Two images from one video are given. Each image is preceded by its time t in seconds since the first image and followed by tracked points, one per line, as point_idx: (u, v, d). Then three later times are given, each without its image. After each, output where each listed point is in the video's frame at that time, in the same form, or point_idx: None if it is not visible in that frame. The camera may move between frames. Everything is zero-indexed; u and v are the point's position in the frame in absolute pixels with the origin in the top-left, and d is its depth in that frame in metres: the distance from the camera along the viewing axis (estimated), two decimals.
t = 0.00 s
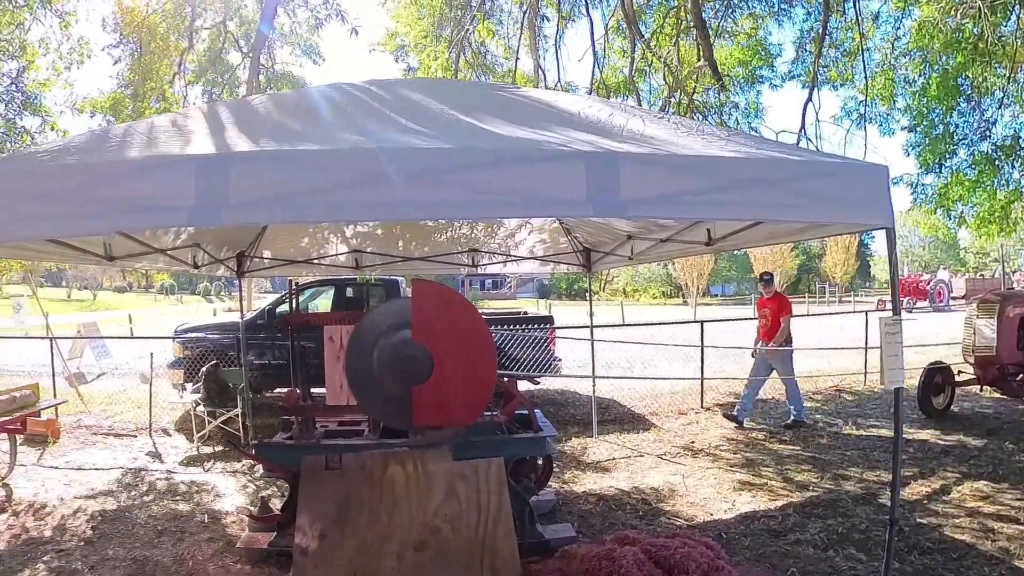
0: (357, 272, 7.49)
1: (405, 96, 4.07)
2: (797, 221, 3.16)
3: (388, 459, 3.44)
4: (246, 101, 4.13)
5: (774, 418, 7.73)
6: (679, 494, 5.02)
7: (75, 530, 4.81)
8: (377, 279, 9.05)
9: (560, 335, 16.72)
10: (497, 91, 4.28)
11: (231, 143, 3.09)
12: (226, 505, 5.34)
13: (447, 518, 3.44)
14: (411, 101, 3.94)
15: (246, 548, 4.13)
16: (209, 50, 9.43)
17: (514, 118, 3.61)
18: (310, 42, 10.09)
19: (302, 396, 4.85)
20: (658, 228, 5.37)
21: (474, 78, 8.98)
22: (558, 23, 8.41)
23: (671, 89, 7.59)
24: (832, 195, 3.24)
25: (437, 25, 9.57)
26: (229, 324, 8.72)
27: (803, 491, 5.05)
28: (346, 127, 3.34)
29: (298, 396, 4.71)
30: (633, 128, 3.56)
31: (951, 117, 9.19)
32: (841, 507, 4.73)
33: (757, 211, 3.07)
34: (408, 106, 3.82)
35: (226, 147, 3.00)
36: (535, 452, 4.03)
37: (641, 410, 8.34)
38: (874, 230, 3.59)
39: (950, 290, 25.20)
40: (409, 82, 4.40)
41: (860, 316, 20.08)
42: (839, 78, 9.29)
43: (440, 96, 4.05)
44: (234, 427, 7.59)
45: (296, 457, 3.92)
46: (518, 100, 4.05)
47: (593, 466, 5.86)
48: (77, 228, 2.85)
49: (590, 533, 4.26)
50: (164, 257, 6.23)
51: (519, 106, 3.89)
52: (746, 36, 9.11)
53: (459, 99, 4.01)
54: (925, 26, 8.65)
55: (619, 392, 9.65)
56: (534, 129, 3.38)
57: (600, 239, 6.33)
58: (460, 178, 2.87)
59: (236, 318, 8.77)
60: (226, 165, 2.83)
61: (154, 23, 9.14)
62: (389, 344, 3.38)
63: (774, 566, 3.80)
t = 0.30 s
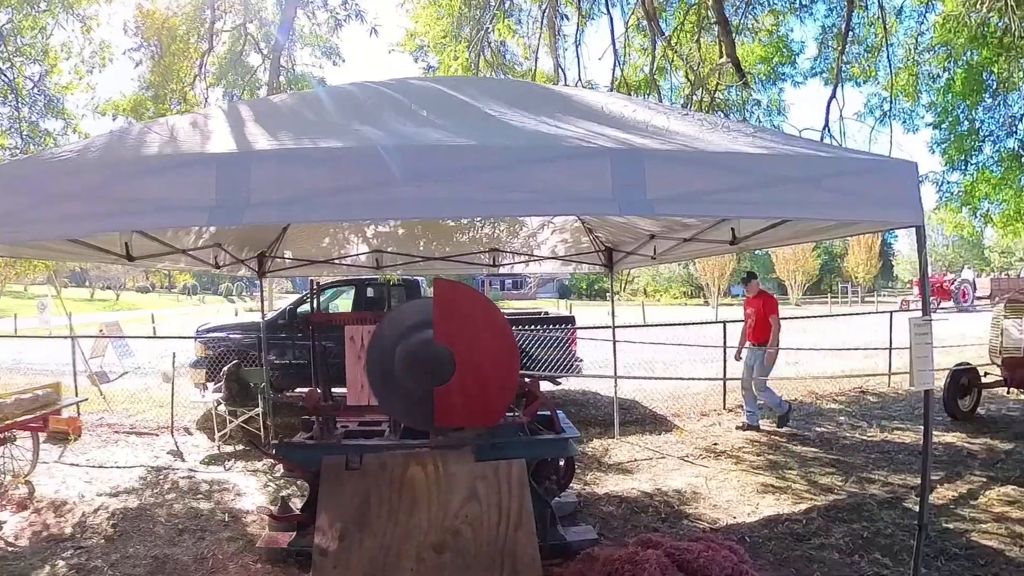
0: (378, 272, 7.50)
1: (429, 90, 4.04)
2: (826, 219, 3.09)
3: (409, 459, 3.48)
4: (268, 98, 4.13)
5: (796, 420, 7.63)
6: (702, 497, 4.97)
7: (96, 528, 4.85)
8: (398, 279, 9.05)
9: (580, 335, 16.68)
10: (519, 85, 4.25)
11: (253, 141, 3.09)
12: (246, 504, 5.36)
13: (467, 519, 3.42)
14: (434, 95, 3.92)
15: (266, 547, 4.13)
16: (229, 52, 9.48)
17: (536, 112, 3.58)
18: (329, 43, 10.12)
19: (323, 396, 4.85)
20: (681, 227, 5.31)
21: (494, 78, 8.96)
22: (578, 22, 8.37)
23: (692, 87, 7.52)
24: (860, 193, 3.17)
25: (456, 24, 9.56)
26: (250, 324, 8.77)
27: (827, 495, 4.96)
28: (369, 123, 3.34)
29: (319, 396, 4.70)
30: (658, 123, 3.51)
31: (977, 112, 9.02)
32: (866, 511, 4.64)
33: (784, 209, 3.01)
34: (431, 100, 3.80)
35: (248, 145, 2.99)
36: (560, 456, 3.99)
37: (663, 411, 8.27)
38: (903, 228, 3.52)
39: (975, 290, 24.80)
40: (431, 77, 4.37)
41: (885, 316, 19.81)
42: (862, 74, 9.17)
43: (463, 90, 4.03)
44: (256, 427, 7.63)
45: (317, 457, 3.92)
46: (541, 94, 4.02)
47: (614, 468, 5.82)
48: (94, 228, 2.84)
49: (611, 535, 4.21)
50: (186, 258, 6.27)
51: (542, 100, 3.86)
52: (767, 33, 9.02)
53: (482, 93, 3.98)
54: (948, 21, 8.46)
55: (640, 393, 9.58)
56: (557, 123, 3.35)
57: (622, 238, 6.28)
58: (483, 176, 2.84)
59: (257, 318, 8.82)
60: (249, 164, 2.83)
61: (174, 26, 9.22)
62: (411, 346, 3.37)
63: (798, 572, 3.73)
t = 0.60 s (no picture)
0: (400, 271, 7.50)
1: (452, 84, 4.01)
2: (858, 214, 3.01)
3: (432, 459, 3.50)
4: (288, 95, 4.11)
5: (822, 420, 7.52)
6: (727, 499, 4.90)
7: (119, 525, 4.90)
8: (420, 278, 9.04)
9: (603, 335, 16.64)
10: (542, 79, 4.20)
11: (275, 137, 3.07)
12: (268, 503, 5.38)
13: (491, 519, 3.41)
14: (457, 89, 3.89)
15: (288, 546, 4.13)
16: (251, 53, 9.54)
17: (560, 105, 3.54)
18: (350, 43, 10.12)
19: (345, 395, 4.83)
20: (706, 224, 5.24)
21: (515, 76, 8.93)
22: (599, 19, 8.31)
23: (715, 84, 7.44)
24: (893, 188, 3.09)
25: (477, 23, 9.54)
26: (273, 323, 8.83)
27: (854, 497, 4.87)
28: (390, 117, 3.30)
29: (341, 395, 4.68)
30: (684, 116, 3.45)
31: (1006, 106, 8.84)
32: (893, 514, 4.53)
33: (814, 204, 2.93)
34: (454, 93, 3.76)
35: (270, 142, 2.98)
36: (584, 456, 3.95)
37: (687, 411, 8.20)
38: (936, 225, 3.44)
39: (1002, 288, 24.35)
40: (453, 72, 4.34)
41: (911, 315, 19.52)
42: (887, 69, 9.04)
43: (486, 84, 3.99)
44: (278, 425, 7.68)
45: (339, 456, 3.92)
46: (565, 88, 3.97)
47: (638, 468, 5.78)
48: (116, 226, 2.84)
49: (635, 537, 4.16)
50: (209, 257, 6.30)
51: (565, 94, 3.81)
52: (790, 28, 8.92)
53: (505, 86, 3.94)
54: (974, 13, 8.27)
55: (663, 393, 9.52)
56: (581, 115, 3.30)
57: (646, 236, 6.22)
58: (508, 172, 2.80)
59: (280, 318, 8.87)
60: (271, 162, 2.81)
61: (196, 28, 9.31)
62: (434, 343, 3.36)
63: None
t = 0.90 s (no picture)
0: (423, 269, 7.50)
1: (477, 81, 3.99)
2: (891, 210, 2.94)
3: (455, 458, 3.47)
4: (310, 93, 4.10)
5: (848, 420, 7.42)
6: (752, 500, 4.84)
7: (142, 522, 4.94)
8: (443, 277, 9.02)
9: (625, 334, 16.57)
10: (568, 75, 4.17)
11: (298, 133, 3.06)
12: (291, 501, 5.40)
13: (515, 520, 3.37)
14: (482, 86, 3.86)
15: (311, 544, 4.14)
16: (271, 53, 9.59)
17: (587, 101, 3.50)
18: (369, 42, 10.14)
19: (368, 394, 4.82)
20: (733, 221, 5.17)
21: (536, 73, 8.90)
22: (620, 15, 8.26)
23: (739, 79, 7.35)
24: (927, 183, 3.01)
25: (496, 21, 9.52)
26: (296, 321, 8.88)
27: (881, 499, 4.79)
28: (414, 114, 3.27)
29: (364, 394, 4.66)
30: (713, 110, 3.40)
31: None
32: (922, 516, 4.44)
33: (847, 200, 2.88)
34: (480, 90, 3.74)
35: (294, 138, 2.97)
36: (609, 455, 3.92)
37: (711, 411, 8.13)
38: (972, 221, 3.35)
39: None
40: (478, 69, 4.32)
41: (938, 313, 19.21)
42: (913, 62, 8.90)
43: (511, 81, 3.96)
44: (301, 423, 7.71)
45: (363, 454, 3.92)
46: (591, 84, 3.93)
47: (662, 468, 5.73)
48: (143, 225, 2.85)
49: (660, 538, 4.12)
50: (232, 256, 6.33)
51: (591, 90, 3.77)
52: (813, 22, 8.82)
53: (531, 83, 3.91)
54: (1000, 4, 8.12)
55: (687, 392, 9.45)
56: (608, 111, 3.26)
57: (671, 233, 6.16)
58: (532, 167, 2.77)
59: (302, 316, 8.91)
60: (294, 157, 2.79)
61: (217, 29, 9.38)
62: (460, 341, 3.34)
63: None
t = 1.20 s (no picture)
0: (442, 267, 7.50)
1: (498, 78, 3.97)
2: (919, 206, 2.89)
3: (476, 457, 3.48)
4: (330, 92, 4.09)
5: (871, 420, 7.33)
6: (774, 500, 4.80)
7: (162, 519, 4.97)
8: (461, 275, 9.02)
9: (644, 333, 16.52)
10: (588, 71, 4.13)
11: (319, 130, 3.05)
12: (310, 499, 5.42)
13: (536, 520, 3.37)
14: (503, 82, 3.84)
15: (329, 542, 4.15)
16: (290, 53, 9.62)
17: (610, 97, 3.47)
18: (387, 41, 10.15)
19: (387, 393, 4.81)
20: (755, 218, 5.11)
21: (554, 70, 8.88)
22: (639, 11, 8.21)
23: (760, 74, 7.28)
24: (957, 179, 2.95)
25: (514, 18, 9.50)
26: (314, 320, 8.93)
27: (905, 501, 4.72)
28: (434, 111, 3.25)
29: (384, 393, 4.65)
30: (738, 105, 3.36)
31: None
32: (947, 518, 4.37)
33: (875, 195, 2.83)
34: (502, 87, 3.72)
35: (315, 135, 2.96)
36: (631, 455, 3.89)
37: (731, 410, 8.08)
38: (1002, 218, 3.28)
39: None
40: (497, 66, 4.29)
41: (962, 312, 18.94)
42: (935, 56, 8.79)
43: (532, 77, 3.94)
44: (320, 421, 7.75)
45: (382, 452, 3.92)
46: (613, 80, 3.90)
47: (682, 468, 5.70)
48: (165, 222, 2.86)
49: (681, 538, 4.09)
50: (252, 254, 6.36)
51: (614, 86, 3.74)
52: (834, 16, 8.73)
53: (552, 80, 3.88)
54: None
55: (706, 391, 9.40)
56: (632, 107, 3.23)
57: (692, 231, 6.12)
58: (555, 162, 2.74)
59: (321, 315, 8.95)
60: (317, 154, 2.79)
61: (235, 29, 9.45)
62: (481, 338, 3.34)
63: None
